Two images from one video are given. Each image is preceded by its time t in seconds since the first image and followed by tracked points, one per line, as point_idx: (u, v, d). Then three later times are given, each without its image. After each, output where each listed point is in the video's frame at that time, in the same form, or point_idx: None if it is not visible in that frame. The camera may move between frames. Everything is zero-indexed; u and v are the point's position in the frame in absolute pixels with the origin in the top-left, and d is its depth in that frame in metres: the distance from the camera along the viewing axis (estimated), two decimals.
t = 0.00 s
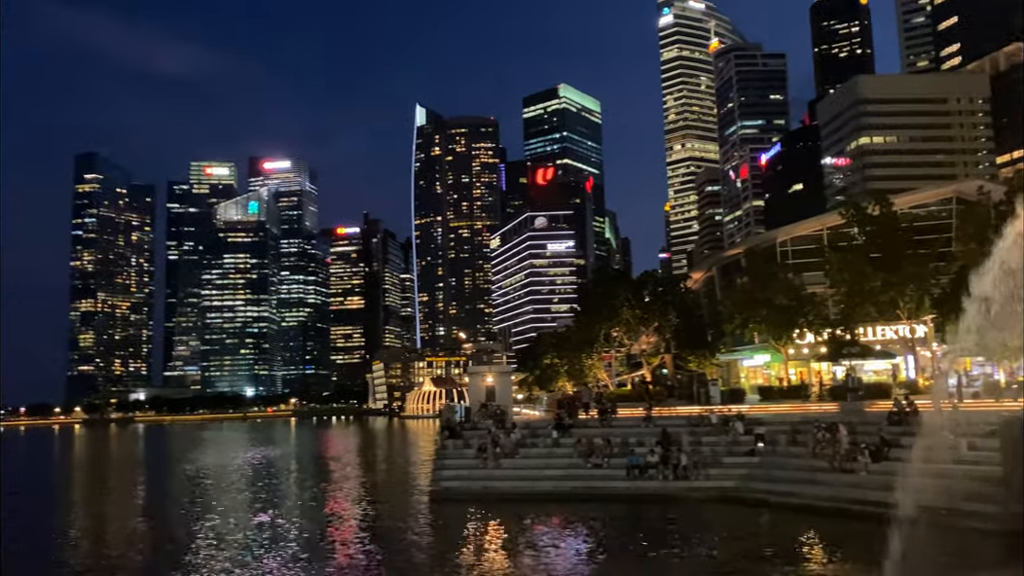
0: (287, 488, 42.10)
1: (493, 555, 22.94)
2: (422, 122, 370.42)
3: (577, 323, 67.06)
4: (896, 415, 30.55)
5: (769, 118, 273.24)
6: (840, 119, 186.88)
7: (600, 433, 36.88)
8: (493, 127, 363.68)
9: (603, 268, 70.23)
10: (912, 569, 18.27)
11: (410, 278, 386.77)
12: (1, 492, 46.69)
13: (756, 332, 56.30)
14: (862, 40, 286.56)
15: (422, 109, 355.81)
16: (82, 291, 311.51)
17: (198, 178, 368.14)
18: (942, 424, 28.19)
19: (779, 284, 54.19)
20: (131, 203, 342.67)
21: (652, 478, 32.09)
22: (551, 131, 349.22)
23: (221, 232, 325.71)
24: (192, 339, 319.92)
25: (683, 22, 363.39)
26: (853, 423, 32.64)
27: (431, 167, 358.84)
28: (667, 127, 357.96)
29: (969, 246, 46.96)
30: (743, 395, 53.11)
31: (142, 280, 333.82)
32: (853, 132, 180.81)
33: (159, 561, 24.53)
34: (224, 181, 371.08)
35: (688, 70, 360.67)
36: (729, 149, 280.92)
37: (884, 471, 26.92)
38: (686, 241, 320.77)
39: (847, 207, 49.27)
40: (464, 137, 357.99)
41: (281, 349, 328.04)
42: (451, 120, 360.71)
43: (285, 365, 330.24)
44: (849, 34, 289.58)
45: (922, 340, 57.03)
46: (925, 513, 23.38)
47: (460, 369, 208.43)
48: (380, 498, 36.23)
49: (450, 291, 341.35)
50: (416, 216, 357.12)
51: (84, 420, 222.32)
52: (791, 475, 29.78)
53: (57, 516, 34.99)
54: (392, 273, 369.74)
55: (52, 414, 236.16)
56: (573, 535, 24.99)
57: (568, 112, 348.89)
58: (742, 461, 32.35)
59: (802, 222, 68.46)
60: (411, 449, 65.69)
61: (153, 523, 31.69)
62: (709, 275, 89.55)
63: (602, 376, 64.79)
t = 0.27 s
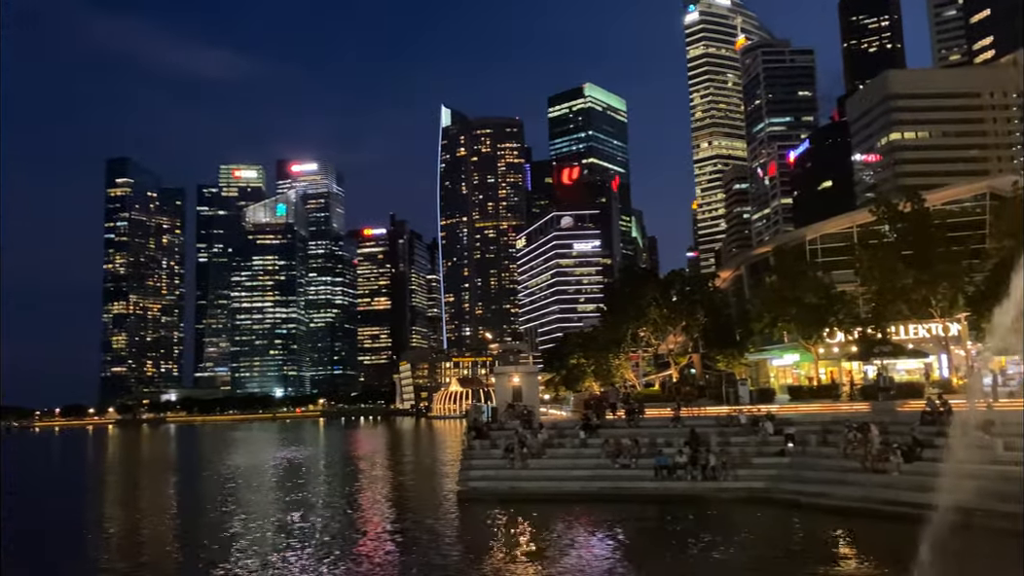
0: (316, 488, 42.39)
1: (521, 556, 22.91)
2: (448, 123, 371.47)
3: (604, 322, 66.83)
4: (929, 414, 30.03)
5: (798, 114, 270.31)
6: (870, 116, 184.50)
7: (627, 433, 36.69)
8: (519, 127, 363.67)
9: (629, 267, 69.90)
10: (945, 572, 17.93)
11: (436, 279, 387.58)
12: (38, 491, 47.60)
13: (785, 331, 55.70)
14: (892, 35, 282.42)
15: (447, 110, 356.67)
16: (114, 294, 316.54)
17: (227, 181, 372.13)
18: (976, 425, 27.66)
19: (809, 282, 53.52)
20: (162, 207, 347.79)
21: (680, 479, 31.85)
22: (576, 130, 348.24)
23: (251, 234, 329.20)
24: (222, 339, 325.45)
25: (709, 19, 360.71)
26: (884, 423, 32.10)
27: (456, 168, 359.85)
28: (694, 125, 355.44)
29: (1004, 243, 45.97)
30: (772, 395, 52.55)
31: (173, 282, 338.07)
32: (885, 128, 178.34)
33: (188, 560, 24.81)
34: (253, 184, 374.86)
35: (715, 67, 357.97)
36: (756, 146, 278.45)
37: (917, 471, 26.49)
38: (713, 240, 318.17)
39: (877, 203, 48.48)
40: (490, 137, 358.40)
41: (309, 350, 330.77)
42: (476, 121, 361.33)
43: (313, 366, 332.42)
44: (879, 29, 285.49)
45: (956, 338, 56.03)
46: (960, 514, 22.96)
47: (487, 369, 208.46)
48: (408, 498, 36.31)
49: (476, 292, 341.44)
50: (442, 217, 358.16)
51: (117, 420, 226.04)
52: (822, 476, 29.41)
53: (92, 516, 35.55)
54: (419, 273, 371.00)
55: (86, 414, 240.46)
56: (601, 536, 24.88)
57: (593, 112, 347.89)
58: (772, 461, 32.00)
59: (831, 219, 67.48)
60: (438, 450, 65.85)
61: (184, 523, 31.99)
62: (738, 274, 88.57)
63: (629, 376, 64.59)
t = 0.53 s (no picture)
0: (345, 488, 42.74)
1: (549, 556, 22.88)
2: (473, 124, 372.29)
3: (631, 322, 66.60)
4: (963, 414, 29.52)
5: (826, 111, 267.40)
6: (900, 111, 181.91)
7: (655, 433, 36.52)
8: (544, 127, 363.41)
9: (657, 266, 69.61)
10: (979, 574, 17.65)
11: (462, 279, 388.11)
12: (74, 491, 48.45)
13: (815, 330, 55.05)
14: (923, 29, 278.18)
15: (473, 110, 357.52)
16: (147, 297, 321.60)
17: (256, 184, 375.79)
18: (1013, 425, 27.11)
19: (839, 280, 52.89)
20: (193, 210, 352.88)
21: (709, 479, 31.66)
22: (602, 129, 347.28)
23: (279, 236, 331.17)
24: (253, 341, 331.23)
25: (735, 16, 357.80)
26: (917, 422, 31.60)
27: (482, 168, 360.62)
28: (721, 122, 352.76)
29: None
30: (802, 394, 51.99)
31: (204, 284, 342.44)
32: (915, 123, 175.74)
33: (218, 559, 25.11)
34: (281, 187, 378.47)
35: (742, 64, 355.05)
36: (785, 143, 275.93)
37: (952, 471, 26.09)
38: (742, 238, 315.55)
39: (909, 200, 47.74)
40: (515, 138, 358.56)
41: (338, 351, 331.65)
42: (501, 121, 361.73)
43: (341, 367, 332.80)
44: (909, 22, 281.28)
45: (991, 336, 55.01)
46: (995, 517, 22.56)
47: (514, 369, 208.60)
48: (436, 499, 36.40)
49: (502, 292, 341.59)
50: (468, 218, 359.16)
51: (150, 421, 229.76)
52: (853, 477, 29.05)
53: (126, 515, 36.12)
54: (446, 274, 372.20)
55: (120, 415, 244.72)
56: (629, 537, 24.82)
57: (619, 110, 346.71)
58: (802, 462, 31.67)
59: (862, 216, 66.55)
60: (466, 450, 66.09)
61: (215, 523, 32.37)
62: (767, 272, 87.75)
63: (657, 376, 64.35)
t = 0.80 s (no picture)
0: (375, 488, 43.01)
1: (577, 556, 22.82)
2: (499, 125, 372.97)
3: (659, 321, 66.32)
4: (998, 413, 28.98)
5: (855, 106, 264.33)
6: (930, 106, 179.72)
7: (683, 433, 36.31)
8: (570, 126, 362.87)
9: (684, 265, 69.20)
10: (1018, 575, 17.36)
11: (489, 280, 387.97)
12: (110, 491, 49.25)
13: (845, 328, 54.39)
14: (954, 21, 273.99)
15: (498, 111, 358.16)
16: (178, 299, 326.11)
17: (284, 188, 379.49)
18: None
19: (870, 278, 52.18)
20: (222, 214, 357.35)
21: (739, 479, 31.42)
22: (628, 128, 345.71)
23: (308, 239, 335.41)
24: (282, 342, 334.84)
25: (762, 12, 354.80)
26: (952, 421, 31.01)
27: (507, 169, 361.14)
28: (748, 120, 349.97)
29: None
30: (833, 393, 51.37)
31: (234, 286, 346.43)
32: (947, 118, 173.64)
33: (249, 559, 25.38)
34: (309, 190, 381.64)
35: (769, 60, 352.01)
36: (813, 140, 273.19)
37: (988, 471, 25.66)
38: (770, 236, 312.56)
39: (941, 196, 47.01)
40: (540, 137, 358.36)
41: (366, 351, 333.82)
42: (527, 121, 361.85)
43: (369, 367, 334.36)
44: (939, 15, 277.08)
45: None
46: None
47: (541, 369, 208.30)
48: (464, 499, 36.53)
49: (528, 292, 341.21)
50: (493, 218, 359.79)
51: (182, 422, 233.16)
52: (886, 477, 28.65)
53: (160, 515, 36.62)
54: (472, 274, 373.03)
55: (154, 416, 248.36)
56: (659, 537, 24.69)
57: (645, 109, 345.29)
58: (833, 461, 31.29)
59: (892, 213, 65.53)
60: (493, 450, 66.21)
61: (247, 523, 32.66)
62: (796, 271, 87.00)
63: (684, 376, 64.07)
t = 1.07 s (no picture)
0: (403, 488, 43.21)
1: (606, 557, 22.72)
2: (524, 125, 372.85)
3: (687, 319, 65.91)
4: None
5: (886, 101, 260.38)
6: (964, 100, 177.15)
7: (713, 433, 36.00)
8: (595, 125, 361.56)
9: (712, 264, 68.70)
10: None
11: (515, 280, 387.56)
12: (143, 492, 50.00)
13: (877, 326, 53.62)
14: (987, 13, 269.04)
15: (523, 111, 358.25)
16: (209, 302, 330.58)
17: (312, 190, 382.45)
18: None
19: (902, 274, 51.35)
20: (252, 217, 361.47)
21: (770, 479, 31.10)
22: (654, 126, 343.29)
23: (336, 240, 337.99)
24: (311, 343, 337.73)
25: (789, 7, 351.26)
26: (988, 420, 30.43)
27: (533, 168, 360.94)
28: (776, 116, 346.49)
29: None
30: (865, 392, 50.70)
31: (264, 288, 350.23)
32: (980, 112, 171.08)
33: (278, 558, 25.61)
34: (336, 192, 384.36)
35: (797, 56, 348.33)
36: (842, 135, 269.60)
37: None
38: (800, 233, 309.07)
39: (975, 190, 46.13)
40: (566, 137, 357.78)
41: (394, 352, 337.92)
42: (552, 121, 361.40)
43: (398, 368, 338.59)
44: (972, 7, 272.23)
45: None
46: None
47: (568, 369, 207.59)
48: (492, 498, 36.58)
49: (555, 292, 340.57)
50: (519, 219, 359.61)
51: (214, 422, 236.44)
52: (920, 476, 28.18)
53: (192, 515, 37.10)
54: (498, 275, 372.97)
55: (185, 417, 251.64)
56: (688, 537, 24.53)
57: (671, 107, 343.36)
58: (866, 461, 30.88)
59: (925, 209, 64.49)
60: (521, 450, 66.26)
61: (277, 522, 32.96)
62: (826, 269, 85.97)
63: (713, 375, 63.61)
